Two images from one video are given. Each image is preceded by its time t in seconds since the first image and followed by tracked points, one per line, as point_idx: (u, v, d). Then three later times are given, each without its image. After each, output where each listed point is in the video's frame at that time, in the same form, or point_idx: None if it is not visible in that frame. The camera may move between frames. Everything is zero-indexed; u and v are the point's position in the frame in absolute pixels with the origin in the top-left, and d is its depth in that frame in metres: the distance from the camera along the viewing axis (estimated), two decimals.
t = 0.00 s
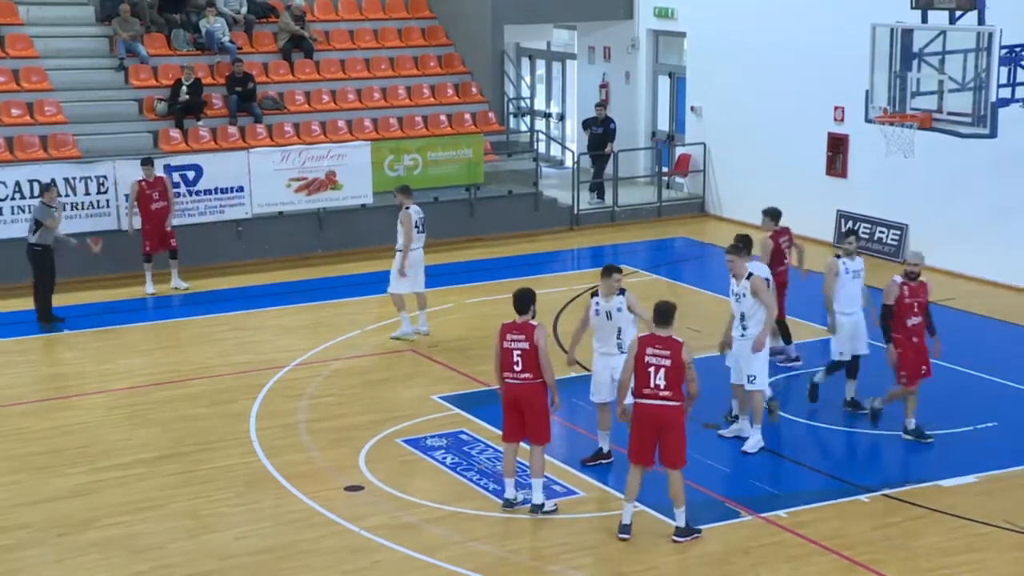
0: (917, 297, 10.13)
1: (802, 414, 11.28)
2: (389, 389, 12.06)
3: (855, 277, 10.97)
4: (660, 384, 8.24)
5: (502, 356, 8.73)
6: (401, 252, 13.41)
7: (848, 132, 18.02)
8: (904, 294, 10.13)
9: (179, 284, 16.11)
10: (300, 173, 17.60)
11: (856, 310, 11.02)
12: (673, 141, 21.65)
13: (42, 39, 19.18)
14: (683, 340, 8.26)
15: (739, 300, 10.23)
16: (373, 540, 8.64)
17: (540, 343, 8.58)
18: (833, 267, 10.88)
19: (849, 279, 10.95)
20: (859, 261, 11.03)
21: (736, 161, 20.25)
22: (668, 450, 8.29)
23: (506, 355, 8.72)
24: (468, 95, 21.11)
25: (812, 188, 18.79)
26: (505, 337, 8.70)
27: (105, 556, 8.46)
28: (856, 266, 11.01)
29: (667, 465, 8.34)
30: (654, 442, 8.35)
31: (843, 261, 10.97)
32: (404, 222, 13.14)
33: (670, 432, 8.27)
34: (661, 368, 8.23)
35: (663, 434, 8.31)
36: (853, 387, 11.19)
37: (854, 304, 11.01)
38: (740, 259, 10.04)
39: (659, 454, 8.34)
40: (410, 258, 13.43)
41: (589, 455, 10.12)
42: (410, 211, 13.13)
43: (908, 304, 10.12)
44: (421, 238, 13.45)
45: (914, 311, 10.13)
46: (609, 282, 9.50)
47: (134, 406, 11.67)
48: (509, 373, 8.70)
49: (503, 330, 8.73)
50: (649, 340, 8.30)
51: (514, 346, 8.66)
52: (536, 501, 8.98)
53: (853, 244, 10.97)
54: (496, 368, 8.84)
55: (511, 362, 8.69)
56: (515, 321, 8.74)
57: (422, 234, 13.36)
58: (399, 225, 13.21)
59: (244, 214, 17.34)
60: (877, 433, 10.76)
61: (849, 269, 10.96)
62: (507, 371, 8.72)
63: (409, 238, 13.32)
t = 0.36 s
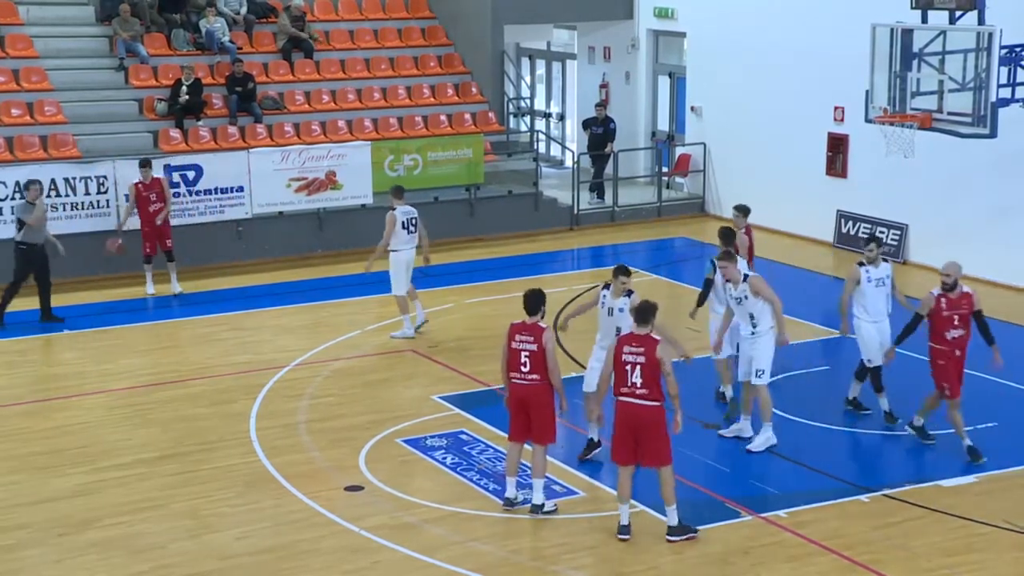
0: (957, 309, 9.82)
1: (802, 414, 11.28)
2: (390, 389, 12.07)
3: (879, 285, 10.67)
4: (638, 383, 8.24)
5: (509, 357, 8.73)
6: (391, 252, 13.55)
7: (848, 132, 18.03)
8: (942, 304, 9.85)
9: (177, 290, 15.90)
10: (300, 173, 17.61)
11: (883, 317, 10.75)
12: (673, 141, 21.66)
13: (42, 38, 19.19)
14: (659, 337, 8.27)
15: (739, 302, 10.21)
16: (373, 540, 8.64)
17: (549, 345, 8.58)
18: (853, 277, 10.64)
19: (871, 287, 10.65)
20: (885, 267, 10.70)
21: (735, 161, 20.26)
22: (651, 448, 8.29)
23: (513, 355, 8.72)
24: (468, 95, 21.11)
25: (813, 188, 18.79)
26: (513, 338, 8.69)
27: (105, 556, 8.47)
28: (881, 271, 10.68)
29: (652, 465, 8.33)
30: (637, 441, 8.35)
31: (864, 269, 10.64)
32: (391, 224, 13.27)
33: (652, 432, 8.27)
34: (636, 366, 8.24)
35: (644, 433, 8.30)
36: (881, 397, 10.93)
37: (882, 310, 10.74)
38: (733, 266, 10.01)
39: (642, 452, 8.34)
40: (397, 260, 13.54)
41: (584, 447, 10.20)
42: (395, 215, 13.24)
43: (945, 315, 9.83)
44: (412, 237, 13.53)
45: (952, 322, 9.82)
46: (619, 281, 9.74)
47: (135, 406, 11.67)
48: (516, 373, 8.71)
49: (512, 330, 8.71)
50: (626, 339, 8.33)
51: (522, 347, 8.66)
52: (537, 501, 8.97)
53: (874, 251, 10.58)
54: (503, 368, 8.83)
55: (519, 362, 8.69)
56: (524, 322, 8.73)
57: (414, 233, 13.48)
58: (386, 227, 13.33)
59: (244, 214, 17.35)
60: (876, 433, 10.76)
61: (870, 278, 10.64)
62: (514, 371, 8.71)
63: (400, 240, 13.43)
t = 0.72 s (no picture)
0: (989, 314, 9.64)
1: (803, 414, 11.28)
2: (390, 389, 12.07)
3: (903, 289, 10.40)
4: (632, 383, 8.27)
5: (515, 357, 8.76)
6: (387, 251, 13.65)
7: (848, 132, 18.02)
8: (972, 309, 9.67)
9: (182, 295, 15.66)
10: (300, 172, 17.60)
11: (906, 322, 10.48)
12: (673, 141, 21.66)
13: (42, 38, 19.18)
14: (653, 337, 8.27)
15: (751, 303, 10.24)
16: (373, 540, 8.64)
17: (554, 345, 8.59)
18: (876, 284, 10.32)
19: (895, 292, 10.39)
20: (906, 270, 10.40)
21: (735, 161, 20.25)
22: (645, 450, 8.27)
23: (518, 355, 8.74)
24: (469, 95, 21.11)
25: (813, 188, 18.79)
26: (520, 337, 8.74)
27: (105, 556, 8.47)
28: (904, 274, 10.41)
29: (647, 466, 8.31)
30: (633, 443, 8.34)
31: (886, 274, 10.35)
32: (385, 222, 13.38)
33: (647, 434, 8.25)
34: (630, 366, 8.29)
35: (637, 434, 8.30)
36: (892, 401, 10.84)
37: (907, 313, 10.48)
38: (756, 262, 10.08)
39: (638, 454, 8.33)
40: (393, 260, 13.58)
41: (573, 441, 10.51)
42: (390, 215, 13.35)
43: (976, 321, 9.66)
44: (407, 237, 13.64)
45: (984, 328, 9.64)
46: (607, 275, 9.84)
47: (135, 406, 11.67)
48: (521, 373, 8.73)
49: (518, 330, 8.77)
50: (623, 338, 8.39)
51: (528, 346, 8.69)
52: (537, 501, 8.98)
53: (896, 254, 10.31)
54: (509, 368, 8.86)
55: (524, 362, 8.71)
56: (531, 322, 8.77)
57: (409, 232, 13.58)
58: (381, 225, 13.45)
59: (244, 214, 17.34)
60: (876, 433, 10.76)
61: (894, 282, 10.36)
62: (519, 371, 8.73)
63: (395, 239, 13.52)
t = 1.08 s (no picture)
0: None
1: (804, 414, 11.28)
2: (390, 389, 12.06)
3: (921, 297, 10.24)
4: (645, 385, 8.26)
5: (516, 355, 8.77)
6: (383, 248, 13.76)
7: (848, 132, 18.02)
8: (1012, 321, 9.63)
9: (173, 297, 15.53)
10: (300, 173, 17.61)
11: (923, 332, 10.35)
12: (673, 141, 21.67)
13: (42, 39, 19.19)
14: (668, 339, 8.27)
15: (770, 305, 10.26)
16: (373, 540, 8.64)
17: (556, 346, 8.61)
18: (895, 287, 10.19)
19: (913, 299, 10.24)
20: (928, 278, 10.27)
21: (735, 161, 20.25)
22: (655, 451, 8.27)
23: (519, 354, 8.76)
24: (469, 95, 21.11)
25: (813, 188, 18.79)
26: (522, 336, 8.77)
27: (105, 556, 8.47)
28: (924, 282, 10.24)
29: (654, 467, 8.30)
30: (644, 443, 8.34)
31: (905, 279, 10.21)
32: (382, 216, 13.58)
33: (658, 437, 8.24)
34: (643, 366, 8.27)
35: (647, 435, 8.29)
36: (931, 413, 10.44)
37: (926, 321, 10.32)
38: (771, 269, 10.01)
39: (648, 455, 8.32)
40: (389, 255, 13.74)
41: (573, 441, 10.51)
42: (386, 210, 13.55)
43: (1014, 332, 9.60)
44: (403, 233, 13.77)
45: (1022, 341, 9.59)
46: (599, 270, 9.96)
47: (135, 406, 11.67)
48: (521, 371, 8.74)
49: (521, 328, 8.80)
50: (639, 338, 8.38)
51: (530, 345, 8.71)
52: (537, 502, 8.98)
53: (916, 261, 10.13)
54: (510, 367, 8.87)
55: (525, 361, 8.73)
56: (534, 321, 8.80)
57: (404, 228, 13.75)
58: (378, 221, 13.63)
59: (244, 214, 17.35)
60: (876, 432, 10.76)
61: (913, 289, 10.21)
62: (520, 369, 8.75)
63: (391, 235, 13.65)
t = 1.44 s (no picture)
0: None
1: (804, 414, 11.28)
2: (390, 389, 12.07)
3: (933, 302, 9.98)
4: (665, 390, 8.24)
5: (510, 353, 8.76)
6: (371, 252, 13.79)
7: (848, 132, 18.03)
8: None
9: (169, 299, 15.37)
10: (300, 173, 17.61)
11: (940, 337, 10.03)
12: (673, 141, 21.67)
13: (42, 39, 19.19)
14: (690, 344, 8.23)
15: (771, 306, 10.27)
16: (372, 540, 8.64)
17: (551, 341, 8.64)
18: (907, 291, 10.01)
19: (925, 303, 10.03)
20: (945, 284, 9.98)
21: (735, 162, 20.26)
22: (671, 455, 8.26)
23: (513, 351, 8.75)
24: (469, 95, 21.11)
25: (813, 189, 18.79)
26: (515, 334, 8.77)
27: (106, 556, 8.47)
28: (940, 288, 9.99)
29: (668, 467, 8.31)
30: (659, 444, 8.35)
31: (920, 283, 10.06)
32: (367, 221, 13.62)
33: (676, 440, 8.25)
34: (664, 370, 8.24)
35: (663, 435, 8.30)
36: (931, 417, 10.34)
37: (941, 327, 10.03)
38: (769, 270, 9.99)
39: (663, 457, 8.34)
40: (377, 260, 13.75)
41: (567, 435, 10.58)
42: (369, 213, 13.61)
43: None
44: (392, 236, 13.82)
45: None
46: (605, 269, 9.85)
47: (135, 406, 11.67)
48: (515, 369, 8.73)
49: (513, 326, 8.80)
50: (657, 342, 8.33)
51: (524, 342, 8.72)
52: (536, 500, 9.00)
53: (930, 266, 9.90)
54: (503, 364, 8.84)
55: (519, 359, 8.73)
56: (525, 319, 8.81)
57: (390, 230, 13.76)
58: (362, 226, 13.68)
59: (244, 214, 17.35)
60: (876, 433, 10.77)
61: (924, 293, 10.01)
62: (514, 366, 8.73)
63: (377, 238, 13.68)
